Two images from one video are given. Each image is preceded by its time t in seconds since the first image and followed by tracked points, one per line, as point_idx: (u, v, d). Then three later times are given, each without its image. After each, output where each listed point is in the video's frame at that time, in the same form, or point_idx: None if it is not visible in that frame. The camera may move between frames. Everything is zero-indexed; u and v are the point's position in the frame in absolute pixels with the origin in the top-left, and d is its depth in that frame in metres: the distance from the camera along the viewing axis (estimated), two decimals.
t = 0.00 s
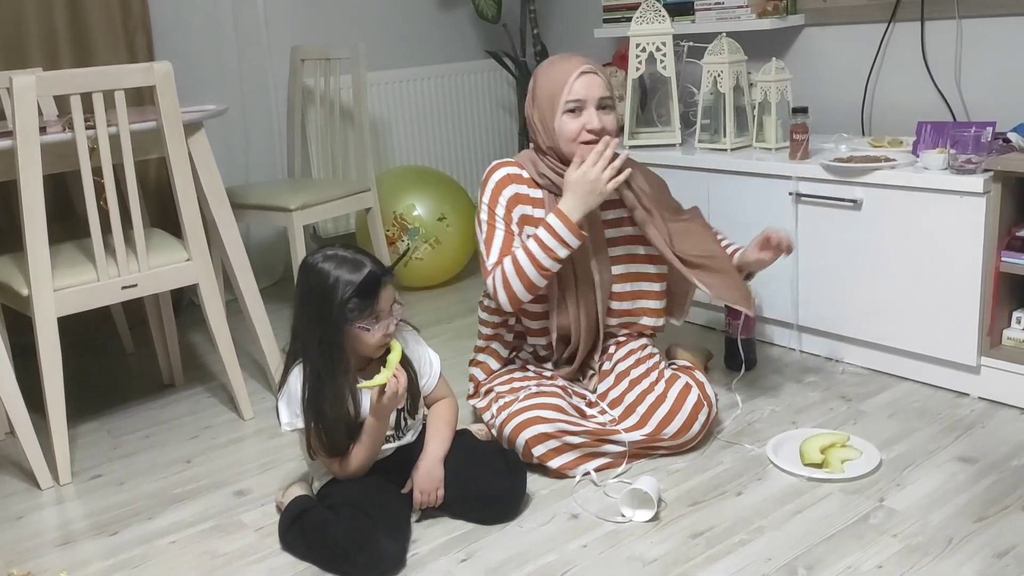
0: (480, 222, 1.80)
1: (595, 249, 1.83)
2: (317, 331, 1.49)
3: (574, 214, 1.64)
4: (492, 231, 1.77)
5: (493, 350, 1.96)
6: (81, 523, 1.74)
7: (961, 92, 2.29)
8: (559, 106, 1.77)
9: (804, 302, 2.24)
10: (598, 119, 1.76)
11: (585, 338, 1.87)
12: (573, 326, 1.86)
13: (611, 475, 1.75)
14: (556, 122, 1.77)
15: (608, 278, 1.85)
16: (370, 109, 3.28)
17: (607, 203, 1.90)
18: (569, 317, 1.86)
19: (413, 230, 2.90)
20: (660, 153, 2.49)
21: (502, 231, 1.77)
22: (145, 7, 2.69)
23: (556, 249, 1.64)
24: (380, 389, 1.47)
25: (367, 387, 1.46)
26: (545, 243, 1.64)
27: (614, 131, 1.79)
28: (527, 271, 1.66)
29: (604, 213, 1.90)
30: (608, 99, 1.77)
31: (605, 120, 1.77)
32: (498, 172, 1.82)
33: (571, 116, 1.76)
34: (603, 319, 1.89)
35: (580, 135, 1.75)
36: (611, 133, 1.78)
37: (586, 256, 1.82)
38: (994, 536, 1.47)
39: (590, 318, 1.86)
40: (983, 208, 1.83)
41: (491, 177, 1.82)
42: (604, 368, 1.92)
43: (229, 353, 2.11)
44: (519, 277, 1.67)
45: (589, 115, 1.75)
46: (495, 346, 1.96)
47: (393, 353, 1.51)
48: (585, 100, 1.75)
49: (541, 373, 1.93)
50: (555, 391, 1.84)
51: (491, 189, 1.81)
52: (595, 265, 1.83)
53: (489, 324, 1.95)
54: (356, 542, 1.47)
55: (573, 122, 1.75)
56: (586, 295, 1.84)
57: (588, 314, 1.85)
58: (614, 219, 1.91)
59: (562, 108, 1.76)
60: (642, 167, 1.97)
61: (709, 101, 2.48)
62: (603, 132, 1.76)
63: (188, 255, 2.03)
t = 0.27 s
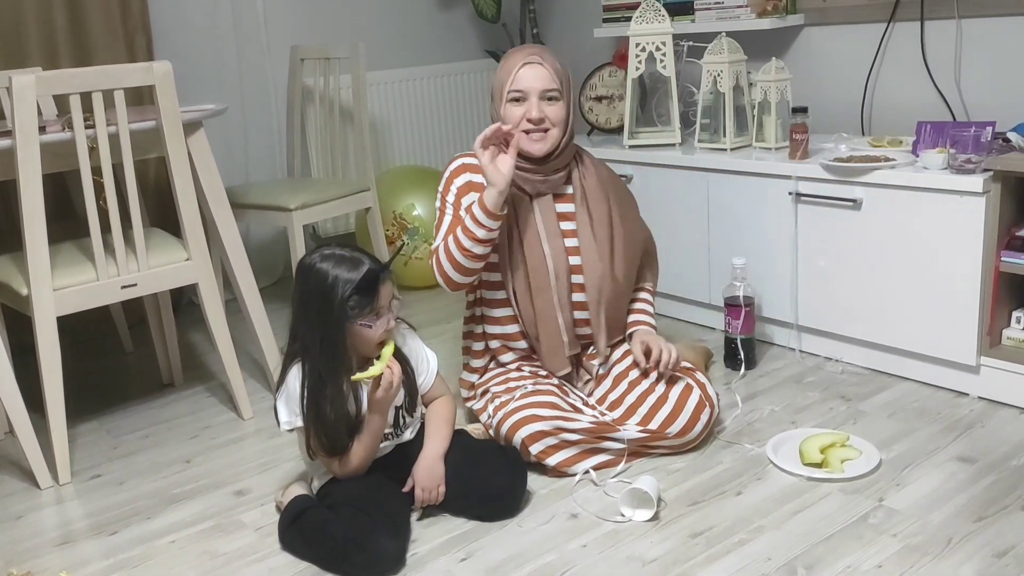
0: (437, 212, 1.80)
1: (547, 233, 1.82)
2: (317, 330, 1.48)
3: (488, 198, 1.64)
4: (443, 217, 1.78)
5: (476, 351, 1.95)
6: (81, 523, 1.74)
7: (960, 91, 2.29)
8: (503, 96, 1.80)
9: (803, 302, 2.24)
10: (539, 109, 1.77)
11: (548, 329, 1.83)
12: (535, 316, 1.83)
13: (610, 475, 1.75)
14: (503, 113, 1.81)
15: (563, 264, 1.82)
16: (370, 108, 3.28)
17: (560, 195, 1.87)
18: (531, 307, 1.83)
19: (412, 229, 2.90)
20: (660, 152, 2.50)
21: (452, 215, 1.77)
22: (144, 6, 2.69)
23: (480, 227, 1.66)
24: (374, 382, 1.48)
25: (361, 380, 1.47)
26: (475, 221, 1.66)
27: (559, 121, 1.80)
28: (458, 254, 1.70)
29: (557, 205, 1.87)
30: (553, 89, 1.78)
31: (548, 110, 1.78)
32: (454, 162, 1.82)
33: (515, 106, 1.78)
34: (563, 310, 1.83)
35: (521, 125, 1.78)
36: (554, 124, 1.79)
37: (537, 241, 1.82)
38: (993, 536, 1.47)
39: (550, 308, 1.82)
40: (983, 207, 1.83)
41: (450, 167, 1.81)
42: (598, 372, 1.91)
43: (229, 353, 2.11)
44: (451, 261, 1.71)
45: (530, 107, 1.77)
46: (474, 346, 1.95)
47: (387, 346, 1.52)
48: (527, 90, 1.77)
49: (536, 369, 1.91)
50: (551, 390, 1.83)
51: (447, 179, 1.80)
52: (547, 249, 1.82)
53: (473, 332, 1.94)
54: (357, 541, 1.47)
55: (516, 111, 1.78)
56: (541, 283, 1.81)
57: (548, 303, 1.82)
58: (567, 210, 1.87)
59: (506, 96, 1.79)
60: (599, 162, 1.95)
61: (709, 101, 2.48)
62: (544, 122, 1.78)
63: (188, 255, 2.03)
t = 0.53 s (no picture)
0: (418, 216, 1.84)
1: (528, 233, 1.85)
2: (318, 330, 1.49)
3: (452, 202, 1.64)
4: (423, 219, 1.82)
5: (469, 352, 1.96)
6: (80, 523, 1.74)
7: (960, 91, 2.29)
8: (472, 99, 1.82)
9: (803, 302, 2.24)
10: (505, 114, 1.78)
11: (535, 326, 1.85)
12: (522, 315, 1.86)
13: (610, 475, 1.75)
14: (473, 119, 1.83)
15: (546, 264, 1.84)
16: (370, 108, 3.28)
17: (538, 193, 1.90)
18: (519, 307, 1.86)
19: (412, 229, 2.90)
20: (660, 152, 2.50)
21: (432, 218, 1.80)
22: (144, 6, 2.69)
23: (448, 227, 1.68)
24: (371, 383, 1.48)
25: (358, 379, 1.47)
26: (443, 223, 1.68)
27: (526, 125, 1.80)
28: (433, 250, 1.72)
29: (537, 204, 1.90)
30: (518, 92, 1.78)
31: (514, 115, 1.79)
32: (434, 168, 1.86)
33: (483, 110, 1.81)
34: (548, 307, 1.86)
35: (488, 130, 1.80)
36: (521, 128, 1.80)
37: (518, 242, 1.85)
38: (993, 536, 1.47)
39: (536, 307, 1.85)
40: (983, 207, 1.83)
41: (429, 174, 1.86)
42: (597, 374, 1.92)
43: (229, 353, 2.11)
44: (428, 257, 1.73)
45: (495, 112, 1.78)
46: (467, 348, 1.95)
47: (385, 347, 1.52)
48: (493, 94, 1.78)
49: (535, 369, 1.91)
50: (551, 390, 1.83)
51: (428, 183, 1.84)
52: (530, 249, 1.84)
53: (464, 325, 1.94)
54: (357, 541, 1.47)
55: (483, 117, 1.80)
56: (526, 281, 1.84)
57: (533, 302, 1.85)
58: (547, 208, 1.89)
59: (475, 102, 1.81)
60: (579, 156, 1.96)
61: (709, 101, 2.48)
62: (509, 127, 1.79)
63: (187, 255, 2.03)
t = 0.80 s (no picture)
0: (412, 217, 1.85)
1: (522, 231, 1.85)
2: (317, 329, 1.49)
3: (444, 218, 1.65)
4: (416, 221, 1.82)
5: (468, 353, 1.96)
6: (80, 522, 1.74)
7: (960, 91, 2.29)
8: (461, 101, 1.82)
9: (803, 301, 2.24)
10: (494, 113, 1.78)
11: (530, 325, 1.86)
12: (518, 314, 1.86)
13: (610, 474, 1.75)
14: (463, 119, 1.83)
15: (540, 261, 1.85)
16: (369, 108, 3.28)
17: (532, 191, 1.89)
18: (514, 307, 1.86)
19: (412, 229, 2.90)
20: (659, 151, 2.50)
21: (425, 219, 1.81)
22: (143, 5, 2.69)
23: (438, 236, 1.69)
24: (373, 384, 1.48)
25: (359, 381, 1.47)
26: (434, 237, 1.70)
27: (516, 123, 1.80)
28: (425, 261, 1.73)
29: (530, 202, 1.89)
30: (506, 91, 1.78)
31: (503, 114, 1.78)
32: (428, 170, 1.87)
33: (472, 111, 1.80)
34: (543, 307, 1.86)
35: (478, 130, 1.80)
36: (510, 128, 1.80)
37: (512, 241, 1.85)
38: (993, 536, 1.47)
39: (531, 305, 1.85)
40: (982, 207, 1.83)
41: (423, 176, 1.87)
42: (595, 374, 1.92)
43: (229, 353, 2.11)
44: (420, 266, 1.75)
45: (484, 112, 1.78)
46: (465, 348, 1.96)
47: (384, 348, 1.52)
48: (481, 94, 1.78)
49: (533, 369, 1.91)
50: (550, 390, 1.83)
51: (422, 184, 1.85)
52: (524, 247, 1.85)
53: (462, 326, 1.94)
54: (356, 540, 1.47)
55: (472, 118, 1.80)
56: (520, 280, 1.84)
57: (528, 300, 1.85)
58: (540, 207, 1.89)
59: (463, 102, 1.81)
60: (572, 153, 1.95)
61: (709, 100, 2.48)
62: (499, 126, 1.79)
63: (187, 254, 2.03)
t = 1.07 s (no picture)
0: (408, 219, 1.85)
1: (520, 230, 1.85)
2: (318, 328, 1.49)
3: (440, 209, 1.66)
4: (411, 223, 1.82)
5: (466, 355, 1.96)
6: (79, 522, 1.74)
7: (959, 90, 2.29)
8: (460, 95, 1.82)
9: (803, 301, 2.24)
10: (493, 106, 1.78)
11: (528, 324, 1.86)
12: (516, 314, 1.86)
13: (609, 473, 1.75)
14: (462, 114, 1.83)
15: (539, 261, 1.85)
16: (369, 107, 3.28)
17: (530, 190, 1.89)
18: (513, 307, 1.86)
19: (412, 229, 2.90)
20: (659, 151, 2.50)
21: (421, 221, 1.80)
22: (143, 5, 2.68)
23: (435, 231, 1.68)
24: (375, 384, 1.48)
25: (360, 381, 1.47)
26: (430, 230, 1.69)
27: (515, 117, 1.80)
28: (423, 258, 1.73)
29: (528, 201, 1.89)
30: (505, 84, 1.78)
31: (502, 107, 1.78)
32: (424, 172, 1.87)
33: (471, 105, 1.81)
34: (541, 305, 1.86)
35: (477, 124, 1.80)
36: (509, 121, 1.80)
37: (511, 240, 1.85)
38: (992, 535, 1.47)
39: (529, 305, 1.85)
40: (982, 207, 1.83)
41: (420, 177, 1.86)
42: (594, 374, 1.92)
43: (228, 352, 2.10)
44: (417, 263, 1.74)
45: (483, 105, 1.78)
46: (462, 350, 1.96)
47: (385, 348, 1.51)
48: (482, 87, 1.78)
49: (533, 369, 1.91)
50: (550, 389, 1.83)
51: (418, 186, 1.85)
52: (521, 246, 1.85)
53: (459, 328, 1.95)
54: (356, 540, 1.47)
55: (472, 111, 1.80)
56: (518, 279, 1.84)
57: (526, 300, 1.85)
58: (538, 206, 1.89)
59: (462, 96, 1.81)
60: (569, 152, 1.95)
61: (708, 100, 2.47)
62: (498, 119, 1.79)
63: (186, 253, 2.03)
